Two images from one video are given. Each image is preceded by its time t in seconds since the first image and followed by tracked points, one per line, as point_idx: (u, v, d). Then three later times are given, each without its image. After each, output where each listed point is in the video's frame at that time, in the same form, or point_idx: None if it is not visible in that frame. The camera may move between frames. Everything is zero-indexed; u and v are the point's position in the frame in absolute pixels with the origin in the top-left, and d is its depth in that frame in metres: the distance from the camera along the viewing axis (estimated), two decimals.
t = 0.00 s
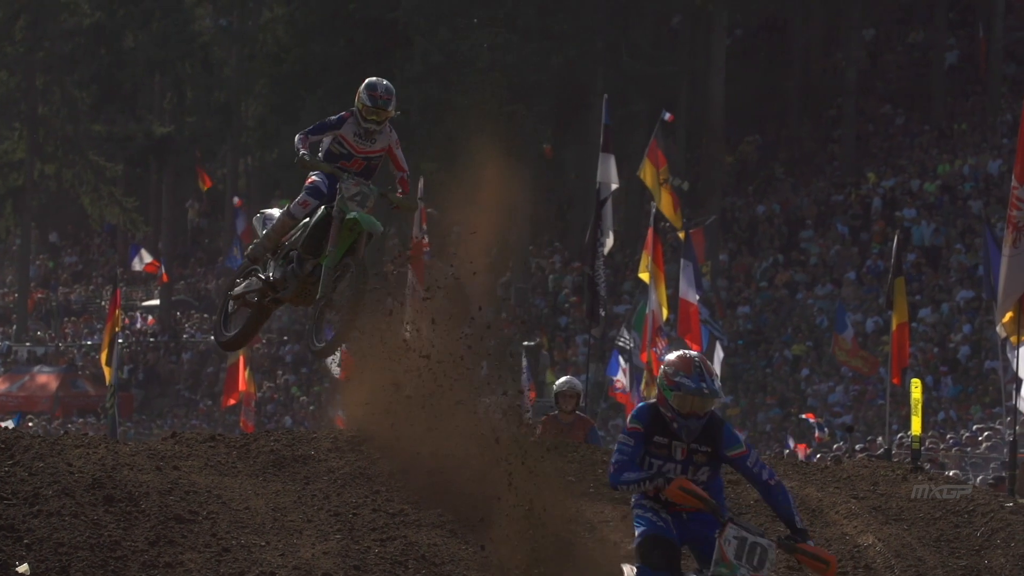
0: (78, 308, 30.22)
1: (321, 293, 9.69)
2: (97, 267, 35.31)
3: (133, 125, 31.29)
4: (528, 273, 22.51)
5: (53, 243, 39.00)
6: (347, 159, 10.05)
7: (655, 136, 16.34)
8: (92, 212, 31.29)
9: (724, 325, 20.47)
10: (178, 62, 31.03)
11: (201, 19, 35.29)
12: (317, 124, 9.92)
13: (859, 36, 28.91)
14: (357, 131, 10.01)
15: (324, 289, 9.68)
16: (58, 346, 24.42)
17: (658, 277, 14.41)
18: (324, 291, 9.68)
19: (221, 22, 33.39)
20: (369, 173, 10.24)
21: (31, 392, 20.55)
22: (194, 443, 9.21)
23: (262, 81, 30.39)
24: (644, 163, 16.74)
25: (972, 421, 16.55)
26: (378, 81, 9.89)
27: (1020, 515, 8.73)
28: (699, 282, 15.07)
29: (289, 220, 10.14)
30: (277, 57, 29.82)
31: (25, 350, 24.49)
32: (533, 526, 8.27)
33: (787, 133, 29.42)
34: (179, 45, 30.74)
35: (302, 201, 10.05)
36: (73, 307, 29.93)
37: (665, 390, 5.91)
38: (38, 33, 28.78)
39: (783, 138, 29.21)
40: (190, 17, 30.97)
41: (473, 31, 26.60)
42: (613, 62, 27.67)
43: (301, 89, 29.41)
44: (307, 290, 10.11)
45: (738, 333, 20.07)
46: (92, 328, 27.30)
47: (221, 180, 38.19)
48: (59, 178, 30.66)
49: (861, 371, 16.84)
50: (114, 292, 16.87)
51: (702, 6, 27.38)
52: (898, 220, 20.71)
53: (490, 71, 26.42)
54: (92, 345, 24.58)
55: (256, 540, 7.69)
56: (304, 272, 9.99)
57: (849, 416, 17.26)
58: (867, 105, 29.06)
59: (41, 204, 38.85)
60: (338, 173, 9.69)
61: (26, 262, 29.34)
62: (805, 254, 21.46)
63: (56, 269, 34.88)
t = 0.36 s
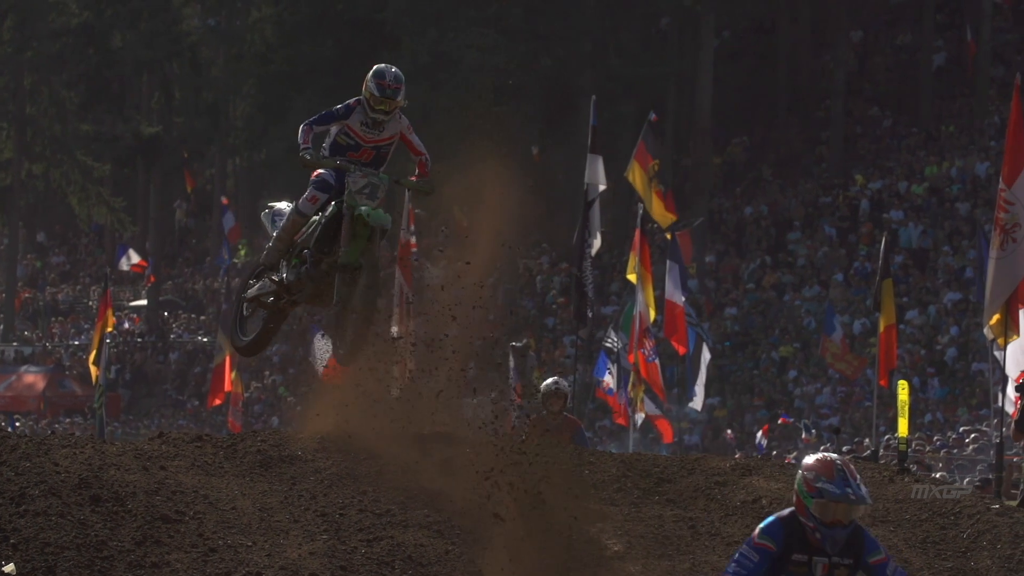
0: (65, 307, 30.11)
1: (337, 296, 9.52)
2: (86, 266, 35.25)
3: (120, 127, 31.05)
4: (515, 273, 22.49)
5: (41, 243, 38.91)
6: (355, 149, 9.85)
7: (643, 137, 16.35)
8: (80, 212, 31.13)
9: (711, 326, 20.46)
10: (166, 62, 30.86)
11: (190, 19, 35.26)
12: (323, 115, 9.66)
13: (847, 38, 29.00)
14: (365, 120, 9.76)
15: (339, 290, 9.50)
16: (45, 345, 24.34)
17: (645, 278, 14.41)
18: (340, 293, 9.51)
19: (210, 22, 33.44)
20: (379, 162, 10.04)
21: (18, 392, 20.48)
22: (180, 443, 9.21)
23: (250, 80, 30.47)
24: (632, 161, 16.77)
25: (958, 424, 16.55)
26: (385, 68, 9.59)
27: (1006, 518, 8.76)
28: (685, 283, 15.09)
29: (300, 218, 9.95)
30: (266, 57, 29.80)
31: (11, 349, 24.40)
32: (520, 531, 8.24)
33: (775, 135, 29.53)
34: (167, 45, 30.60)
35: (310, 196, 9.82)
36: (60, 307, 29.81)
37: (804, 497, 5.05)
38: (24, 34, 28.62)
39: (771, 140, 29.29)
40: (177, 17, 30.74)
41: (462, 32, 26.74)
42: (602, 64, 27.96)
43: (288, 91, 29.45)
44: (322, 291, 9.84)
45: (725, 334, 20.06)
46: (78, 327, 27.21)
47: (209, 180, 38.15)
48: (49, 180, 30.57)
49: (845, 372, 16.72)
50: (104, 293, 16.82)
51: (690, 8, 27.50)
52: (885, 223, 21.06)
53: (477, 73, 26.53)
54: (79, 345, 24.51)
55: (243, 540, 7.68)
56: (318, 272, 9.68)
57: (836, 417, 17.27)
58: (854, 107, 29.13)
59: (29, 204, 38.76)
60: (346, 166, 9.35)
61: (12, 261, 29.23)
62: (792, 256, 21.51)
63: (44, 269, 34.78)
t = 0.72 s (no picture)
0: (57, 306, 30.03)
1: (345, 309, 9.51)
2: (77, 266, 35.22)
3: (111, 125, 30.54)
4: (506, 273, 22.50)
5: (32, 242, 38.88)
6: (362, 154, 9.82)
7: (633, 136, 16.26)
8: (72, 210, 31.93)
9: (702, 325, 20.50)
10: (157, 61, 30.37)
11: (181, 18, 35.24)
12: (329, 121, 9.58)
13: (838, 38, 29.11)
14: (372, 125, 9.71)
15: (348, 302, 9.51)
16: (36, 343, 24.30)
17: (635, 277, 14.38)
18: (348, 305, 9.51)
19: (202, 21, 33.55)
20: (388, 166, 10.01)
21: (8, 391, 20.40)
22: (172, 441, 9.21)
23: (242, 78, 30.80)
24: (623, 161, 16.68)
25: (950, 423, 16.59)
26: (393, 71, 9.54)
27: (995, 516, 8.79)
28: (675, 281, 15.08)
29: (308, 233, 10.04)
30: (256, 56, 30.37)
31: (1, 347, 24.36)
32: (511, 530, 8.24)
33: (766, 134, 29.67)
34: (157, 44, 30.11)
35: (316, 210, 9.93)
36: (51, 306, 29.76)
37: (930, 561, 4.34)
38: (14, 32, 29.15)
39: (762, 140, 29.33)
40: (168, 15, 30.29)
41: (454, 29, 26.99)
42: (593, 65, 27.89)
43: (280, 89, 29.93)
44: (334, 303, 10.05)
45: (716, 333, 20.08)
46: (70, 326, 27.18)
47: (201, 180, 38.17)
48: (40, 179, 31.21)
49: (835, 371, 16.95)
50: (96, 290, 16.80)
51: (681, 7, 27.63)
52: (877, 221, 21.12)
53: (470, 72, 26.73)
54: (70, 343, 24.49)
55: (234, 538, 7.68)
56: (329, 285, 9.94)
57: (827, 416, 17.31)
58: (845, 106, 29.24)
59: (20, 202, 38.75)
60: (352, 175, 9.33)
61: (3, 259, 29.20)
62: (783, 255, 21.58)
63: (36, 267, 34.75)
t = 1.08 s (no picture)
0: (46, 293, 29.97)
1: (350, 331, 8.84)
2: (67, 253, 35.15)
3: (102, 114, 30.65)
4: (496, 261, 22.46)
5: (21, 229, 38.79)
6: (371, 167, 9.37)
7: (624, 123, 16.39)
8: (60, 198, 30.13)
9: (692, 312, 20.56)
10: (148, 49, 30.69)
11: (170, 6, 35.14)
12: (336, 133, 9.11)
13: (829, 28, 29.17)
14: (382, 136, 9.24)
15: (353, 323, 8.82)
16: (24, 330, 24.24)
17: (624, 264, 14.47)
18: (354, 328, 8.83)
19: (193, 9, 33.52)
20: (400, 177, 9.54)
21: None
22: (161, 428, 9.23)
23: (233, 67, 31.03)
24: (615, 150, 16.85)
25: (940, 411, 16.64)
26: (404, 79, 8.97)
27: (984, 503, 8.80)
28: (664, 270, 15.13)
29: (317, 256, 9.48)
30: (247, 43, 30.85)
31: None
32: (500, 518, 8.22)
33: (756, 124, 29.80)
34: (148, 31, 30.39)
35: (323, 234, 9.44)
36: (41, 293, 29.67)
37: None
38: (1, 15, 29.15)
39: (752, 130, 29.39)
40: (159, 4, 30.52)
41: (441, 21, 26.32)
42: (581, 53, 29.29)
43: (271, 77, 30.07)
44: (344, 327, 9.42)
45: (705, 321, 20.12)
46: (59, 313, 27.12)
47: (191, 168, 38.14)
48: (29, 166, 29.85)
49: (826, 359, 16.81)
50: (86, 276, 16.76)
51: None
52: (866, 210, 21.25)
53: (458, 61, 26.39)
54: (58, 330, 24.45)
55: (223, 524, 7.67)
56: (336, 305, 9.28)
57: (816, 403, 17.37)
58: (835, 96, 29.32)
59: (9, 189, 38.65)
60: (363, 192, 8.71)
61: None
62: (773, 243, 21.65)
63: (25, 255, 34.68)
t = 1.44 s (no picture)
0: (37, 256, 30.11)
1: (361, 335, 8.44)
2: (59, 217, 35.31)
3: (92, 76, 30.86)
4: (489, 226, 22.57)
5: (12, 192, 38.87)
6: (381, 168, 8.92)
7: (615, 90, 16.47)
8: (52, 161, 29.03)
9: (683, 277, 20.75)
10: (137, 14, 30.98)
11: None
12: (345, 135, 8.66)
13: None
14: (392, 137, 8.76)
15: (363, 327, 8.43)
16: (16, 294, 24.48)
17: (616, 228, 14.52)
18: (364, 332, 8.43)
19: None
20: (409, 178, 9.13)
21: None
22: (153, 391, 9.31)
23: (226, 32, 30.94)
24: (606, 116, 16.97)
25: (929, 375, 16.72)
26: (415, 76, 8.40)
27: (976, 466, 8.67)
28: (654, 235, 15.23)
29: (330, 266, 9.08)
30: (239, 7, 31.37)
31: None
32: (490, 481, 8.20)
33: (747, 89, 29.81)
34: None
35: (336, 244, 9.06)
36: (31, 256, 29.84)
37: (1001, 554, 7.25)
38: None
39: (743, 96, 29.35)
40: None
41: None
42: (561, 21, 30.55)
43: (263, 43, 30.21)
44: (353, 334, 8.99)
45: (696, 286, 20.40)
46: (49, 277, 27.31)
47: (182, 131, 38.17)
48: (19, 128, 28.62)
49: (818, 322, 16.80)
50: (77, 240, 16.96)
51: None
52: (858, 175, 21.29)
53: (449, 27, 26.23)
54: (51, 293, 24.71)
55: (214, 487, 7.52)
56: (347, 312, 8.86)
57: (807, 368, 17.48)
58: (827, 60, 29.26)
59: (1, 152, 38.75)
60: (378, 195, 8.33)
61: None
62: (764, 208, 21.77)
63: (17, 219, 34.84)
